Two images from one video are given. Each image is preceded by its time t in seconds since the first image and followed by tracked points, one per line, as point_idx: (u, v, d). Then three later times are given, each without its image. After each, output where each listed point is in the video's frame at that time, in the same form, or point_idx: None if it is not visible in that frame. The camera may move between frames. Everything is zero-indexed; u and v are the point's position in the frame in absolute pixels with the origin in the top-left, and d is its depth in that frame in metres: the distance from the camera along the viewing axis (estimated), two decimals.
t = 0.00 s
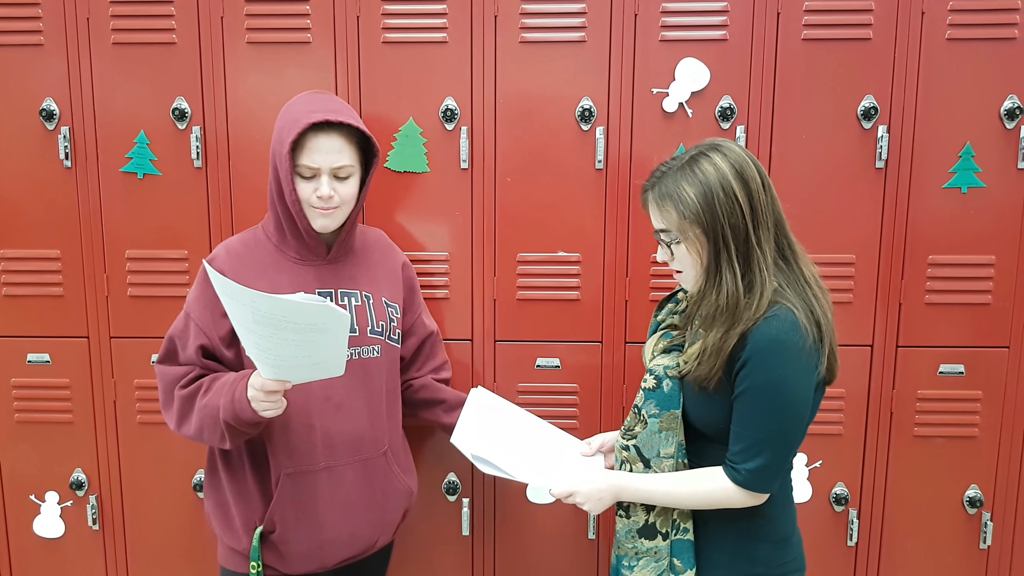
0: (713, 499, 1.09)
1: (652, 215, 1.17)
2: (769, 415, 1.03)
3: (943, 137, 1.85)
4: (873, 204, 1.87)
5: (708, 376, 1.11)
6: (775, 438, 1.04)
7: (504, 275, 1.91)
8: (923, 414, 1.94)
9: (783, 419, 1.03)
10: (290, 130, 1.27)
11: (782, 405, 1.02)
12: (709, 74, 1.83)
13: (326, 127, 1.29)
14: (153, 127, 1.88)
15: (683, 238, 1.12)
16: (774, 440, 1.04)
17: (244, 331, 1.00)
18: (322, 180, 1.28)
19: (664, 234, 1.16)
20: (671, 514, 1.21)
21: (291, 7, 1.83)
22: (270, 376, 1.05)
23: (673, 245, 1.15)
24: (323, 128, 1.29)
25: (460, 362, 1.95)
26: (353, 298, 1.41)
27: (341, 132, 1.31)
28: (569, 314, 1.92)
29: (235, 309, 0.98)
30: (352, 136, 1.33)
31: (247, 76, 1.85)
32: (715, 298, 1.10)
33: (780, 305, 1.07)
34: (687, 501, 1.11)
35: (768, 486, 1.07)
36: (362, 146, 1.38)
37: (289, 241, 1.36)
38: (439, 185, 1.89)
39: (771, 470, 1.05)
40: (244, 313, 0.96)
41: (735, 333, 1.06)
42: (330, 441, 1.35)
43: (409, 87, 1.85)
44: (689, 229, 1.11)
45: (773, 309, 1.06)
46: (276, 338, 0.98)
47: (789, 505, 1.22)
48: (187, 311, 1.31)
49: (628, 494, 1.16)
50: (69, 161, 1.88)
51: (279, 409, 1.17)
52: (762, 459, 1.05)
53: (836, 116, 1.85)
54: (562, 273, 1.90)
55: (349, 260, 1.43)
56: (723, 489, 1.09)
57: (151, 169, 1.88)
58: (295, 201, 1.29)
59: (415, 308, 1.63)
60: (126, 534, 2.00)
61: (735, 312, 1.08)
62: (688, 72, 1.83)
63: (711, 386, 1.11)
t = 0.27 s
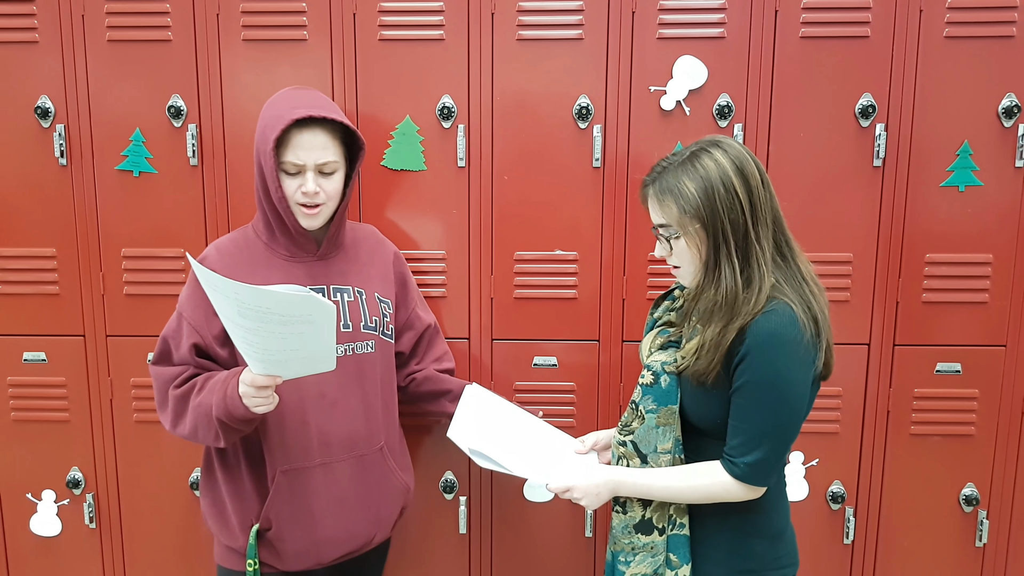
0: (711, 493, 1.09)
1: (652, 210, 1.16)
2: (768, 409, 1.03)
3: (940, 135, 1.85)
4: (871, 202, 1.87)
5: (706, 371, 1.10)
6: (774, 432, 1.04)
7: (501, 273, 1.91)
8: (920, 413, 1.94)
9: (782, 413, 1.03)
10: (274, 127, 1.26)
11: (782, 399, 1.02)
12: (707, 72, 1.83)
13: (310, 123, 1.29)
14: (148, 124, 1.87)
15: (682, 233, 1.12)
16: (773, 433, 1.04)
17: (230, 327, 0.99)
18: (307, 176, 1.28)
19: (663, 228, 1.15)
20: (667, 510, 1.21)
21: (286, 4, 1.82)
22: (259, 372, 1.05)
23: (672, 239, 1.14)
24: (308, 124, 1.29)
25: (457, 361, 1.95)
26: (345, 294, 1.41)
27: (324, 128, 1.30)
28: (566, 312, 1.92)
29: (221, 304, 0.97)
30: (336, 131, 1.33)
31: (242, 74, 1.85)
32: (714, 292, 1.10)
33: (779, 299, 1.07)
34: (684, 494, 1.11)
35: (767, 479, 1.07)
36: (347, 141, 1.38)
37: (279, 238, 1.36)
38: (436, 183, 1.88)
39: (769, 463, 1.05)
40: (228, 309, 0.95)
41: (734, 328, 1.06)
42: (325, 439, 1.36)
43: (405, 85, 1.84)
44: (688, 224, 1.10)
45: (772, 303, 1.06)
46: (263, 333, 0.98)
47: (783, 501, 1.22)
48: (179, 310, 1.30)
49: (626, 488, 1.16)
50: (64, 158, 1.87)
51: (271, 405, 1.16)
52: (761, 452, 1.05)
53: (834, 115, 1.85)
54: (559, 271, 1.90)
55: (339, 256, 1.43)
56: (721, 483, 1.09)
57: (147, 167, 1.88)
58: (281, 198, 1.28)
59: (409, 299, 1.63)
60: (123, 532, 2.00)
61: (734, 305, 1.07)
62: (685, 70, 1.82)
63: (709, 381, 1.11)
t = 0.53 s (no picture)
0: (710, 477, 1.10)
1: (654, 194, 1.16)
2: (767, 393, 1.04)
3: (938, 125, 1.84)
4: (868, 192, 1.87)
5: (706, 356, 1.10)
6: (773, 417, 1.05)
7: (499, 266, 1.90)
8: (917, 403, 1.94)
9: (780, 398, 1.04)
10: (264, 116, 1.26)
11: (780, 383, 1.03)
12: (704, 62, 1.82)
13: (300, 112, 1.29)
14: (142, 117, 1.86)
15: (685, 218, 1.11)
16: (772, 417, 1.05)
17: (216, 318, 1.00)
18: (298, 166, 1.27)
19: (665, 214, 1.15)
20: (666, 494, 1.20)
21: None
22: (247, 364, 1.05)
23: (674, 225, 1.14)
24: (297, 113, 1.28)
25: (454, 354, 1.95)
26: (338, 285, 1.40)
27: (315, 116, 1.30)
28: (563, 304, 1.92)
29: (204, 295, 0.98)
30: (327, 120, 1.33)
31: (237, 66, 1.83)
32: (714, 278, 1.10)
33: (779, 286, 1.07)
34: (685, 479, 1.11)
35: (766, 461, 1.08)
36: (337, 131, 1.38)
37: (271, 229, 1.35)
38: (432, 175, 1.87)
39: (768, 448, 1.06)
40: (212, 299, 0.95)
41: (733, 313, 1.06)
42: (320, 430, 1.36)
43: (401, 76, 1.83)
44: (691, 208, 1.10)
45: (773, 289, 1.06)
46: (247, 325, 0.98)
47: (778, 486, 1.23)
48: (172, 303, 1.31)
49: (626, 474, 1.16)
50: (58, 152, 1.86)
51: (257, 399, 1.16)
52: (760, 437, 1.06)
53: (832, 104, 1.84)
54: (556, 263, 1.90)
55: (331, 247, 1.42)
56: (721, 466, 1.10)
57: (142, 161, 1.87)
58: (274, 187, 1.28)
59: (403, 288, 1.64)
60: (122, 527, 2.00)
61: (735, 290, 1.07)
62: (683, 60, 1.81)
63: (708, 367, 1.11)
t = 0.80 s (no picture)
0: (718, 469, 1.10)
1: (675, 167, 1.17)
2: (768, 387, 1.04)
3: (936, 125, 1.85)
4: (866, 192, 1.87)
5: (706, 349, 1.11)
6: (775, 409, 1.05)
7: (497, 262, 1.90)
8: (913, 402, 1.95)
9: (782, 390, 1.04)
10: (260, 113, 1.26)
11: (780, 378, 1.04)
12: (704, 60, 1.82)
13: (297, 110, 1.29)
14: (141, 111, 1.86)
15: (697, 203, 1.12)
16: (772, 411, 1.05)
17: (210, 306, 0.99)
18: (294, 163, 1.28)
19: (682, 199, 1.15)
20: (666, 486, 1.20)
21: None
22: (242, 353, 1.04)
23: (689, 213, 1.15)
24: (295, 110, 1.28)
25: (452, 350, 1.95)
26: (334, 281, 1.40)
27: (313, 114, 1.30)
28: (561, 301, 1.92)
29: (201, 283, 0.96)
30: (323, 118, 1.33)
31: (236, 60, 1.83)
32: (720, 271, 1.11)
33: (781, 281, 1.08)
34: (695, 470, 1.11)
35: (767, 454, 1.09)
36: (335, 129, 1.38)
37: (267, 225, 1.36)
38: (431, 171, 1.87)
39: (769, 440, 1.07)
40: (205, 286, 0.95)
41: (737, 306, 1.07)
42: (316, 424, 1.36)
43: (401, 71, 1.83)
44: (707, 196, 1.11)
45: (774, 284, 1.07)
46: (242, 312, 0.97)
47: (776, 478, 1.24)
48: (170, 297, 1.31)
49: (633, 468, 1.15)
50: (57, 145, 1.86)
51: (254, 388, 1.16)
52: (763, 429, 1.06)
53: (830, 104, 1.84)
54: (554, 260, 1.90)
55: (328, 243, 1.42)
56: (727, 457, 1.10)
57: (140, 154, 1.86)
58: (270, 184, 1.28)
59: (402, 284, 1.63)
60: (117, 520, 2.00)
61: (738, 283, 1.08)
62: (682, 58, 1.81)
63: (708, 360, 1.12)
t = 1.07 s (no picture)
0: (734, 464, 1.10)
1: (683, 169, 1.18)
2: (781, 381, 1.05)
3: (936, 125, 1.85)
4: (866, 192, 1.87)
5: (716, 344, 1.11)
6: (788, 403, 1.06)
7: (496, 261, 1.90)
8: (913, 403, 1.94)
9: (795, 385, 1.05)
10: (259, 113, 1.26)
11: (792, 372, 1.04)
12: (703, 60, 1.82)
13: (297, 110, 1.29)
14: (142, 109, 1.86)
15: (710, 201, 1.13)
16: (784, 405, 1.06)
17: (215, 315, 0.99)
18: (295, 162, 1.28)
19: (690, 197, 1.16)
20: (673, 479, 1.21)
21: None
22: (243, 360, 1.04)
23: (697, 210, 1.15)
24: (294, 109, 1.29)
25: (451, 349, 1.95)
26: (333, 280, 1.41)
27: (313, 113, 1.30)
28: (560, 301, 1.92)
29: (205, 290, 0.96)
30: (323, 117, 1.33)
31: (236, 59, 1.84)
32: (732, 267, 1.11)
33: (790, 277, 1.09)
34: (713, 468, 1.11)
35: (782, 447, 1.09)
36: (334, 128, 1.38)
37: (268, 224, 1.36)
38: (431, 171, 1.87)
39: (782, 433, 1.08)
40: (212, 296, 0.94)
41: (748, 302, 1.08)
42: (315, 422, 1.36)
43: (400, 71, 1.83)
44: (716, 194, 1.11)
45: (784, 280, 1.08)
46: (246, 321, 0.97)
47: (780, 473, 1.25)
48: (171, 294, 1.31)
49: (651, 470, 1.14)
50: (57, 144, 1.86)
51: (253, 395, 1.16)
52: (777, 422, 1.07)
53: (830, 103, 1.84)
54: (554, 259, 1.90)
55: (327, 242, 1.42)
56: (743, 452, 1.10)
57: (141, 153, 1.87)
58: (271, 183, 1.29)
59: (399, 289, 1.62)
60: (116, 519, 2.00)
61: (748, 279, 1.09)
62: (682, 58, 1.82)
63: (718, 356, 1.12)
